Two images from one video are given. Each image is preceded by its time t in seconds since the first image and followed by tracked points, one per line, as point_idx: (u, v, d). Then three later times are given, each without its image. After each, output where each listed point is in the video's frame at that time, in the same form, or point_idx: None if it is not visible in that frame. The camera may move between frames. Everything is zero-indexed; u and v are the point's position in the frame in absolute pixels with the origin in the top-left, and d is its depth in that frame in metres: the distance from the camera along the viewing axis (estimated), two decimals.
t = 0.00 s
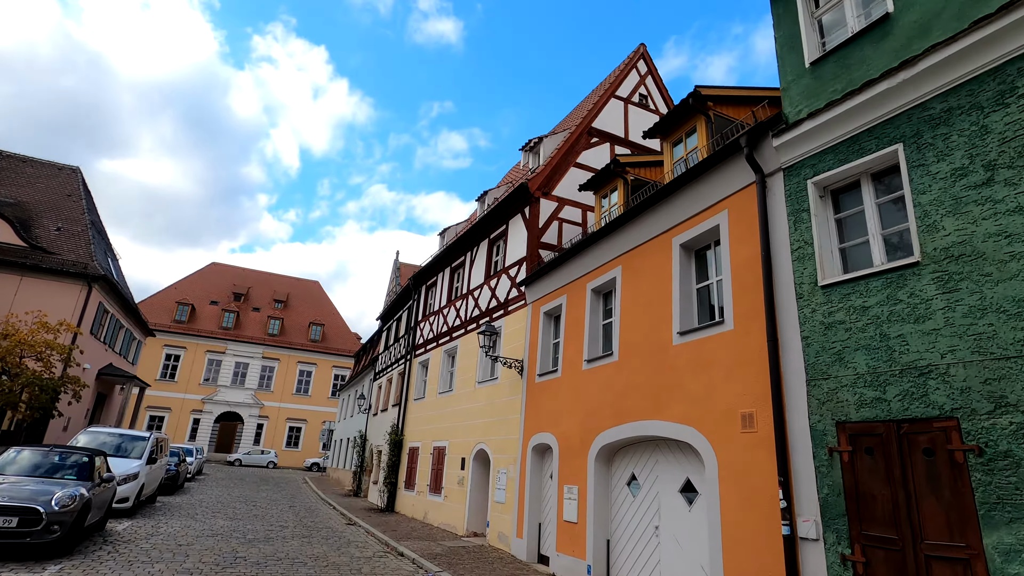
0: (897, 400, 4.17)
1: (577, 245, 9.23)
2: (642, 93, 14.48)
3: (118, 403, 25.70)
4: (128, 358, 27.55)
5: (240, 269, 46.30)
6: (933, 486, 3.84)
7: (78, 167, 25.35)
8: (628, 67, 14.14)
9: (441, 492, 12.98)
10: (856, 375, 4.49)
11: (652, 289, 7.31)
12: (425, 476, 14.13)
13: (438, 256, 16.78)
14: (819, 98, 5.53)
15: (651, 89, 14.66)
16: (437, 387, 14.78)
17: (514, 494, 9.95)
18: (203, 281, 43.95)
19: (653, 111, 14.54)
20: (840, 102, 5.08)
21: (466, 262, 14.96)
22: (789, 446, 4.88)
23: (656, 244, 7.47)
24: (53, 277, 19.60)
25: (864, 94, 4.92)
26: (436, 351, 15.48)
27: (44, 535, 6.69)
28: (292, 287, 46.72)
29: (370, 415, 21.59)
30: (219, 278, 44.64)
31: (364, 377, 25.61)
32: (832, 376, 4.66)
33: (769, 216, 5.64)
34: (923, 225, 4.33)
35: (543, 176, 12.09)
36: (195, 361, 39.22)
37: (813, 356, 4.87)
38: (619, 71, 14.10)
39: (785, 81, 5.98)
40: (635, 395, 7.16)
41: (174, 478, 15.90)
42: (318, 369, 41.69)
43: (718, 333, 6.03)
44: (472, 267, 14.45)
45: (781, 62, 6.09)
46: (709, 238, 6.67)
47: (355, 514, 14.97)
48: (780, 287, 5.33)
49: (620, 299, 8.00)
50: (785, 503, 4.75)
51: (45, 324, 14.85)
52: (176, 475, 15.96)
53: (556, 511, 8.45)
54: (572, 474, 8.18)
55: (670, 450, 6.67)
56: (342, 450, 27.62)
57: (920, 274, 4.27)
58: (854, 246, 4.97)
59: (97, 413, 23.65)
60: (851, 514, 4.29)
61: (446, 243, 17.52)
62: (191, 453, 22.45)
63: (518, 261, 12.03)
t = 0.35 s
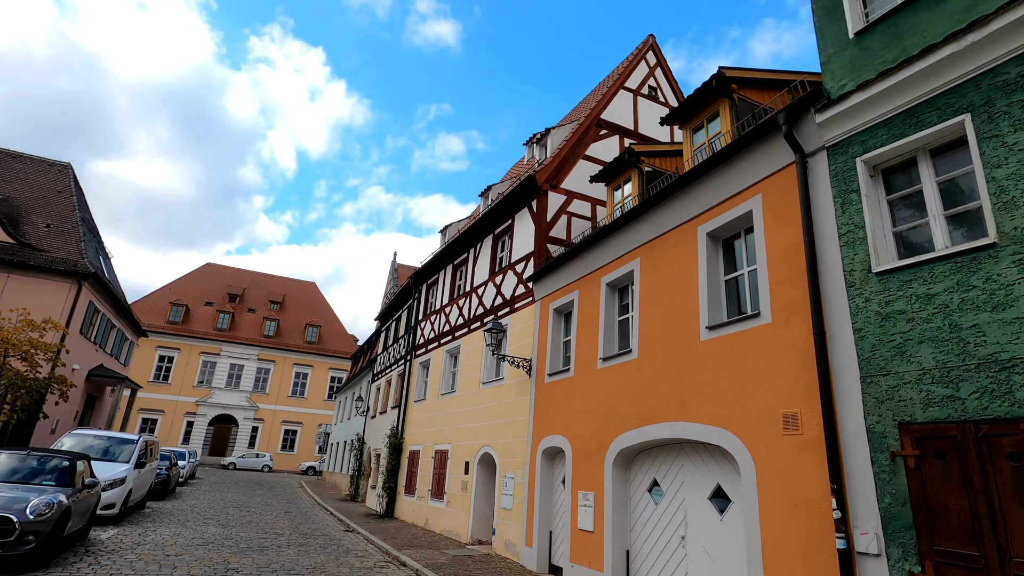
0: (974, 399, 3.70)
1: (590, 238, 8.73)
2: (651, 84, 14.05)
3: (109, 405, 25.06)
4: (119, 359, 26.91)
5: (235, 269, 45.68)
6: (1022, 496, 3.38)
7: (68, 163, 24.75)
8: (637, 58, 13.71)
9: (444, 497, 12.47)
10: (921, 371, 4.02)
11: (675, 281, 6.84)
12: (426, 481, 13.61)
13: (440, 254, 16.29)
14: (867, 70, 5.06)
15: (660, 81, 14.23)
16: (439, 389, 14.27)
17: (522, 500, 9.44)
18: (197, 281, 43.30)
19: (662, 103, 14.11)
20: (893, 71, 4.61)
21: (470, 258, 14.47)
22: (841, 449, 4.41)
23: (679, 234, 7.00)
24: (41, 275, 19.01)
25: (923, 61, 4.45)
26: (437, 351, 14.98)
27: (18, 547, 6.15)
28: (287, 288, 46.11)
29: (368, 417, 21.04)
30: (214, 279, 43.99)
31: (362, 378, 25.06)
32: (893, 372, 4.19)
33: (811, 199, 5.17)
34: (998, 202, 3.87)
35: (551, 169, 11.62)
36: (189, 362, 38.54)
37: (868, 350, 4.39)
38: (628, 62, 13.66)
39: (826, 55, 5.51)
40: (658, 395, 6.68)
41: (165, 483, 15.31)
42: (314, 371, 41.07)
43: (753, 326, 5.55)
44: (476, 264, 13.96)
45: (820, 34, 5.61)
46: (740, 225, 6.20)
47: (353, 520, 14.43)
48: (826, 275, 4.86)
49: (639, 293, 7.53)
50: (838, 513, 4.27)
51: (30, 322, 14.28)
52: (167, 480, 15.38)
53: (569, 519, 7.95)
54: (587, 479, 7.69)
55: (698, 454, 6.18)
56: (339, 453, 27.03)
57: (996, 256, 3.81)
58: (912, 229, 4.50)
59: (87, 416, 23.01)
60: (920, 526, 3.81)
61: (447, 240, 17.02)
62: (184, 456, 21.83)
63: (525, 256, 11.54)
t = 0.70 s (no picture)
0: None
1: (608, 231, 8.24)
2: (661, 79, 13.68)
3: (96, 410, 24.26)
4: (107, 363, 26.14)
5: (228, 272, 44.93)
6: None
7: (57, 160, 24.09)
8: (647, 52, 13.34)
9: (447, 506, 11.91)
10: (1013, 368, 3.56)
11: (706, 275, 6.36)
12: (427, 489, 13.04)
13: (441, 253, 15.78)
14: (928, 41, 4.54)
15: (670, 76, 13.87)
16: (440, 393, 13.73)
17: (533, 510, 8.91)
18: (189, 284, 42.51)
19: (673, 99, 13.74)
20: (968, 38, 4.17)
21: (473, 258, 13.97)
22: (915, 457, 3.93)
23: (709, 224, 6.54)
24: (26, 274, 18.32)
25: (1003, 25, 4.00)
26: (439, 354, 14.44)
27: None
28: (281, 291, 45.41)
29: (364, 423, 20.44)
30: (205, 282, 43.21)
31: (358, 383, 24.42)
32: (976, 369, 3.72)
33: (869, 181, 4.72)
34: None
35: (561, 163, 11.16)
36: (179, 367, 37.70)
37: (945, 346, 3.92)
38: (637, 56, 13.28)
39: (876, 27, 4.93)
40: (690, 397, 6.17)
41: (152, 491, 14.60)
42: (308, 376, 40.33)
43: (801, 322, 5.08)
44: (480, 263, 13.46)
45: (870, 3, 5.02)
46: (780, 213, 5.75)
47: (350, 530, 13.81)
48: (889, 263, 4.40)
49: (664, 289, 7.05)
50: (915, 529, 3.79)
51: (13, 322, 13.60)
52: (154, 488, 14.70)
53: (587, 530, 7.42)
54: (608, 488, 7.18)
55: (736, 462, 5.69)
56: (333, 460, 26.32)
57: None
58: (990, 212, 4.05)
59: (72, 421, 22.23)
60: (1017, 545, 3.33)
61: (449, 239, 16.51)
62: (173, 464, 21.08)
63: (533, 254, 11.06)
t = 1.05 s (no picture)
0: None
1: (629, 223, 7.76)
2: (674, 71, 13.26)
3: (86, 412, 23.61)
4: (99, 364, 25.50)
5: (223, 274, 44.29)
6: None
7: (48, 157, 23.50)
8: (658, 43, 12.92)
9: (452, 513, 11.40)
10: None
11: (742, 267, 5.90)
12: (431, 495, 12.52)
13: (445, 250, 15.30)
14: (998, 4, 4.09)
15: (682, 68, 13.46)
16: (444, 395, 13.22)
17: (547, 519, 8.42)
18: (184, 286, 41.85)
19: (686, 91, 13.32)
20: None
21: (479, 255, 13.49)
22: (1006, 464, 3.47)
23: (744, 213, 6.10)
24: (14, 272, 17.73)
25: None
26: (443, 354, 13.94)
27: None
28: (277, 293, 44.79)
29: (363, 426, 19.89)
30: (200, 283, 42.57)
31: (356, 385, 23.86)
32: None
33: (936, 158, 4.26)
34: None
35: (573, 155, 10.70)
36: (173, 369, 37.01)
37: None
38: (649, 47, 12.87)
39: None
40: (726, 397, 5.71)
41: (143, 497, 14.01)
42: (304, 379, 39.68)
43: (857, 315, 4.62)
44: (486, 260, 12.98)
45: None
46: (827, 198, 5.29)
47: (350, 538, 13.26)
48: (966, 248, 3.95)
49: (692, 282, 6.59)
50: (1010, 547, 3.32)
51: None
52: (145, 494, 14.11)
53: (608, 542, 6.92)
54: (632, 497, 6.69)
55: (778, 469, 5.24)
56: (330, 465, 25.73)
57: None
58: None
59: (61, 424, 21.58)
60: None
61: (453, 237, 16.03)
62: (165, 468, 20.46)
63: (544, 249, 10.58)
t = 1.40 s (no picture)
0: None
1: (649, 213, 7.24)
2: (683, 65, 12.86)
3: (68, 419, 22.68)
4: (82, 369, 24.62)
5: (213, 278, 43.41)
6: None
7: (31, 155, 22.74)
8: (667, 36, 12.52)
9: (453, 525, 10.79)
10: None
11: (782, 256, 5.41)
12: (430, 506, 11.89)
13: (444, 250, 14.73)
14: None
15: (691, 62, 13.06)
16: (445, 400, 12.63)
17: (560, 532, 7.83)
18: (172, 290, 40.93)
19: (695, 85, 12.92)
20: None
21: (481, 253, 12.95)
22: None
23: (783, 198, 5.63)
24: None
25: None
26: (442, 358, 13.36)
27: None
28: (268, 298, 43.96)
29: (357, 434, 19.21)
30: (190, 288, 41.67)
31: (349, 392, 23.15)
32: None
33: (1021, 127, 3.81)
34: None
35: (582, 147, 10.24)
36: (160, 375, 36.04)
37: None
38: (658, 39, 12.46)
39: None
40: (767, 397, 5.20)
41: (124, 509, 13.23)
42: (295, 385, 38.81)
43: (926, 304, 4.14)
44: (489, 259, 12.44)
45: None
46: (880, 178, 4.85)
47: (344, 552, 12.57)
48: None
49: (722, 274, 6.10)
50: None
51: None
52: (127, 506, 13.35)
53: (631, 558, 6.36)
54: (658, 509, 6.14)
55: (828, 477, 4.75)
56: (322, 474, 24.95)
57: None
58: None
59: (41, 432, 20.67)
60: None
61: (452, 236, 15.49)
62: (150, 477, 19.61)
63: (552, 245, 10.05)
